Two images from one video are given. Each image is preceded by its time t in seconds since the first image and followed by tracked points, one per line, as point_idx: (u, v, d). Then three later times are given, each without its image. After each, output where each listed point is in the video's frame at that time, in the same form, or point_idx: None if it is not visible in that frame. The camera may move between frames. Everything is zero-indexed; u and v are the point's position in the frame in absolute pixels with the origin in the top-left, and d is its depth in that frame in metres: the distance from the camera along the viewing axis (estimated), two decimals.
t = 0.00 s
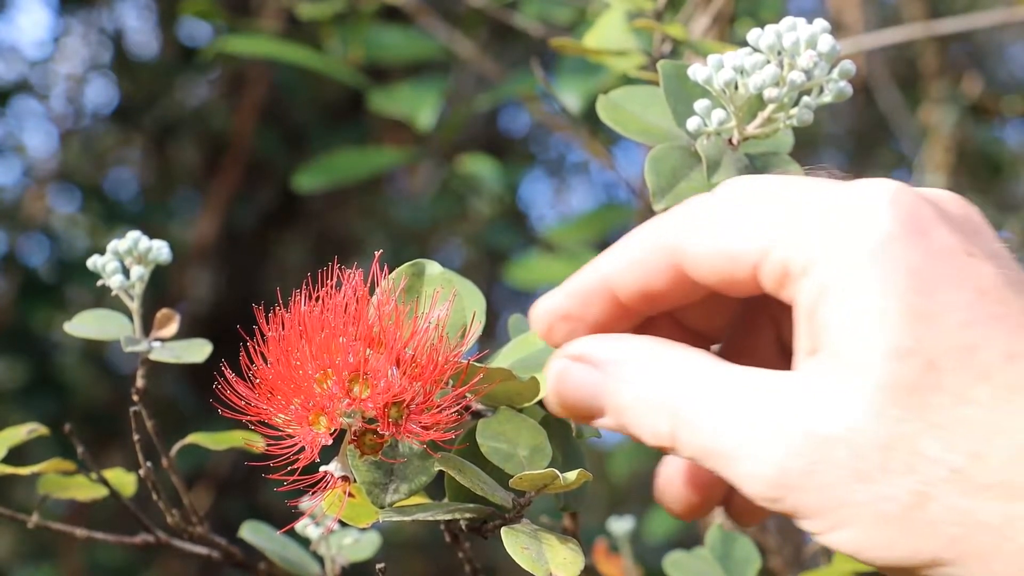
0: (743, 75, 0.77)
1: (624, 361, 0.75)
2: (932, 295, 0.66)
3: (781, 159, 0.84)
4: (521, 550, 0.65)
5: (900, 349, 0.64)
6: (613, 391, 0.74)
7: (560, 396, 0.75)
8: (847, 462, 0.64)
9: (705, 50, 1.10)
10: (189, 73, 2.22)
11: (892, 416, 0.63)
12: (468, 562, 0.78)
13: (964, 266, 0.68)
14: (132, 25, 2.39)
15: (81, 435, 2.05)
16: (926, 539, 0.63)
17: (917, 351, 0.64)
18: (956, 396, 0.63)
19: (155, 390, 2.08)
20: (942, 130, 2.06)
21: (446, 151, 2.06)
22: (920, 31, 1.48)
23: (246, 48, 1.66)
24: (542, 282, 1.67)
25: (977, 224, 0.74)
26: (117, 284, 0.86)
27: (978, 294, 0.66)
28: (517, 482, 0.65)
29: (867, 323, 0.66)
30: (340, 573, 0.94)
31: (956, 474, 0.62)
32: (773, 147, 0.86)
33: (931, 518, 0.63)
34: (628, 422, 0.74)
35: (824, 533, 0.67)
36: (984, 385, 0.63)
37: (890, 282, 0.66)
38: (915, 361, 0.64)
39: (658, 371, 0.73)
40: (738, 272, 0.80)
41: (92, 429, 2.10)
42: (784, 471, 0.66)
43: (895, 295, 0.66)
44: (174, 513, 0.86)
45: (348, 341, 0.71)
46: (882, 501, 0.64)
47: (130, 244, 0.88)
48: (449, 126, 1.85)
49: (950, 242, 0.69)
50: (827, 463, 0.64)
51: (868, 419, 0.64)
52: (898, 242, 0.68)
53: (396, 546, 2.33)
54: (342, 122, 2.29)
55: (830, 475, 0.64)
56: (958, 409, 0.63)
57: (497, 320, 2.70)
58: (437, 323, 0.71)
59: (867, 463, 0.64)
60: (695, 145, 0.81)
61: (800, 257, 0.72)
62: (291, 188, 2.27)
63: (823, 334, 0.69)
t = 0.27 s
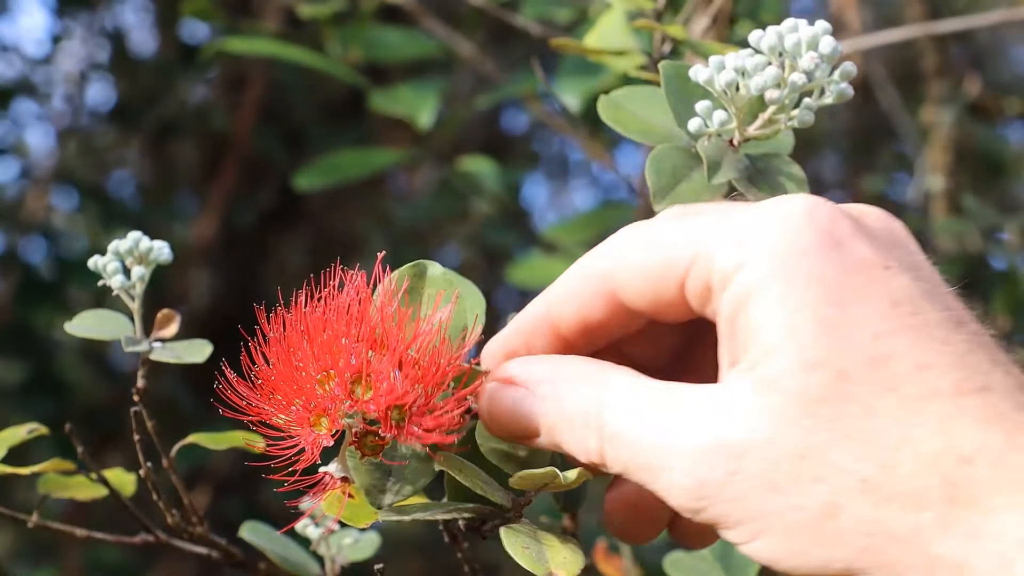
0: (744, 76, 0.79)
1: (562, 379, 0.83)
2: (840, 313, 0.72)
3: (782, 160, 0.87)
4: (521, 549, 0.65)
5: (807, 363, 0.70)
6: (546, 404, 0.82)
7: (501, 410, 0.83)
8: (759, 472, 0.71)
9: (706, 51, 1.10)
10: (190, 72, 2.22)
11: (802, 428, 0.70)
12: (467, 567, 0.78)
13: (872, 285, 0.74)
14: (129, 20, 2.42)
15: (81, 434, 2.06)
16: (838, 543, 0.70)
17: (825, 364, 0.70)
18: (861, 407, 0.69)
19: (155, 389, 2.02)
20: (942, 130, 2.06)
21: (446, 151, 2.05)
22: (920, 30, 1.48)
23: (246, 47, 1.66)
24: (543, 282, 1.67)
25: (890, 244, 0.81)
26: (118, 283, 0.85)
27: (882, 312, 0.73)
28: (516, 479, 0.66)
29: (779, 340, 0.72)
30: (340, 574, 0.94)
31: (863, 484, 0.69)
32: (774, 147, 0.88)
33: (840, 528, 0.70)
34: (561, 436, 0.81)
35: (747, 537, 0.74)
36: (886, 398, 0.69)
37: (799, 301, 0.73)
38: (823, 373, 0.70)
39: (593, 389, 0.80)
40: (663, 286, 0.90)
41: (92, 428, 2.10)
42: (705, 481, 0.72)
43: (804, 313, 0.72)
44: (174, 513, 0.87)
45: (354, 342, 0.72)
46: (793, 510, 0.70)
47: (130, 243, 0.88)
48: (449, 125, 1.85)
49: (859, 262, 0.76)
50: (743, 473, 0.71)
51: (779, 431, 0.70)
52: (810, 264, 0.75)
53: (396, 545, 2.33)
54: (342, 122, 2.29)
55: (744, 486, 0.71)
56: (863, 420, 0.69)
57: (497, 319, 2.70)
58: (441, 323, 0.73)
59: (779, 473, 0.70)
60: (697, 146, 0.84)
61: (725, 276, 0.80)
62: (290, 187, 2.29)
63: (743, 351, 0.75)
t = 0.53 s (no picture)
0: (698, 53, 0.91)
1: (590, 334, 0.93)
2: (859, 289, 0.82)
3: (741, 139, 0.98)
4: (510, 529, 0.77)
5: (824, 326, 0.81)
6: (579, 351, 0.92)
7: (534, 364, 0.94)
8: (763, 418, 0.81)
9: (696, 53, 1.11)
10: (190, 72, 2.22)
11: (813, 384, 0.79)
12: (449, 557, 0.89)
13: (888, 272, 0.85)
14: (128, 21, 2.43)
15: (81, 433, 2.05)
16: (831, 495, 0.78)
17: (841, 328, 0.80)
18: (870, 369, 0.79)
19: (152, 386, 1.99)
20: (942, 130, 2.06)
21: (446, 151, 2.06)
22: (918, 30, 1.48)
23: (246, 46, 1.66)
24: (542, 282, 1.67)
25: (909, 244, 0.91)
26: (92, 281, 0.93)
27: (896, 295, 0.83)
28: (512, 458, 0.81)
29: (797, 306, 0.82)
30: (317, 567, 0.95)
31: (863, 440, 0.78)
32: (733, 128, 0.99)
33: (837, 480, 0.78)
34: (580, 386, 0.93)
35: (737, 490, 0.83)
36: (894, 366, 0.79)
37: (820, 275, 0.83)
38: (834, 335, 0.80)
39: (616, 346, 0.90)
40: (685, 263, 0.99)
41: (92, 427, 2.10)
42: (711, 424, 0.83)
43: (825, 284, 0.82)
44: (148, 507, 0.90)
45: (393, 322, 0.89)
46: (793, 458, 0.80)
47: (105, 242, 0.95)
48: (450, 124, 1.85)
49: (879, 247, 0.87)
50: (748, 417, 0.81)
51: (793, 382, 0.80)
52: (834, 245, 0.85)
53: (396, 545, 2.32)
54: (342, 122, 2.29)
55: (746, 429, 0.82)
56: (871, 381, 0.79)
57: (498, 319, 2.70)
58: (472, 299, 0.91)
59: (782, 423, 0.80)
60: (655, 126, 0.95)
61: (743, 249, 0.90)
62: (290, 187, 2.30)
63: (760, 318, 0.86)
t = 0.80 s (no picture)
0: (690, 88, 0.96)
1: (615, 280, 0.96)
2: (891, 246, 0.90)
3: (735, 169, 1.02)
4: (500, 544, 0.78)
5: (851, 275, 0.87)
6: (610, 316, 0.94)
7: (559, 319, 0.95)
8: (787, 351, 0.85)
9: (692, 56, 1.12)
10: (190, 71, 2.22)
11: (846, 325, 0.85)
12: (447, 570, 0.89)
13: (914, 239, 0.92)
14: (127, 20, 2.38)
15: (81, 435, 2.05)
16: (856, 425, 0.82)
17: (874, 278, 0.87)
18: (902, 315, 0.86)
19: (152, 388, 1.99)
20: (942, 130, 2.06)
21: (446, 151, 2.06)
22: (918, 30, 1.48)
23: (246, 48, 1.66)
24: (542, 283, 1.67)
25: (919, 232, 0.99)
26: (91, 311, 0.94)
27: (922, 260, 0.91)
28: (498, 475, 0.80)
29: (831, 255, 0.89)
30: None
31: (890, 376, 0.83)
32: (728, 157, 1.02)
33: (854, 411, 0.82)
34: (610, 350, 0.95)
35: (760, 421, 0.86)
36: (916, 319, 0.86)
37: (855, 231, 0.90)
38: (864, 283, 0.87)
39: (640, 293, 0.93)
40: (708, 239, 1.02)
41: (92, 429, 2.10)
42: (740, 353, 0.86)
43: (859, 239, 0.89)
44: (152, 533, 0.94)
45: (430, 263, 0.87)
46: (815, 389, 0.84)
47: (104, 270, 0.96)
48: (450, 124, 1.85)
49: (902, 222, 0.93)
50: (777, 348, 0.85)
51: (818, 322, 0.86)
52: (865, 208, 0.92)
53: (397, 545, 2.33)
54: (342, 122, 2.29)
55: (770, 364, 0.85)
56: (902, 325, 0.86)
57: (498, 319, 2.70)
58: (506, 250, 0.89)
59: (811, 356, 0.84)
60: (650, 158, 1.01)
61: (771, 211, 0.95)
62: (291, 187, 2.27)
63: (788, 271, 0.92)
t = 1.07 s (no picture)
0: (705, 65, 0.94)
1: (590, 287, 0.97)
2: (857, 240, 0.93)
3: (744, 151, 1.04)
4: (507, 544, 0.78)
5: (824, 272, 0.91)
6: (586, 317, 0.95)
7: (538, 327, 0.96)
8: (760, 354, 0.87)
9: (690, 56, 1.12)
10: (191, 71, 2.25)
11: (817, 324, 0.88)
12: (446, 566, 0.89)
13: (881, 231, 0.95)
14: (127, 20, 2.39)
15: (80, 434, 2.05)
16: (828, 431, 0.84)
17: (840, 276, 0.91)
18: (870, 312, 0.90)
19: (151, 387, 1.99)
20: (942, 130, 2.06)
21: (446, 151, 2.06)
22: (918, 30, 1.48)
23: (246, 47, 1.66)
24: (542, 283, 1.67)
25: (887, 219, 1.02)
26: (95, 292, 0.94)
27: (889, 250, 0.94)
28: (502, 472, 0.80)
29: (799, 254, 0.92)
30: None
31: (861, 377, 0.86)
32: (736, 140, 1.04)
33: (829, 418, 0.84)
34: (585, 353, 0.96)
35: (732, 430, 0.87)
36: (894, 311, 0.90)
37: (823, 225, 0.94)
38: (835, 279, 0.90)
39: (612, 298, 0.96)
40: (682, 222, 1.05)
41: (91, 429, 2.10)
42: (710, 360, 0.88)
43: (826, 234, 0.93)
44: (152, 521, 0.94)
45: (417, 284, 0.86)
46: (791, 397, 0.85)
47: (108, 253, 0.96)
48: (450, 124, 1.85)
49: (870, 213, 0.97)
50: (748, 355, 0.87)
51: (789, 325, 0.88)
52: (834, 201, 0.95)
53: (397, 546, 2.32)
54: (342, 121, 2.29)
55: (744, 369, 0.87)
56: (870, 324, 0.89)
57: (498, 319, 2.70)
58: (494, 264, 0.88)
59: (781, 361, 0.87)
60: (662, 141, 0.99)
61: (741, 197, 0.98)
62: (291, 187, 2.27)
63: (757, 266, 0.94)
